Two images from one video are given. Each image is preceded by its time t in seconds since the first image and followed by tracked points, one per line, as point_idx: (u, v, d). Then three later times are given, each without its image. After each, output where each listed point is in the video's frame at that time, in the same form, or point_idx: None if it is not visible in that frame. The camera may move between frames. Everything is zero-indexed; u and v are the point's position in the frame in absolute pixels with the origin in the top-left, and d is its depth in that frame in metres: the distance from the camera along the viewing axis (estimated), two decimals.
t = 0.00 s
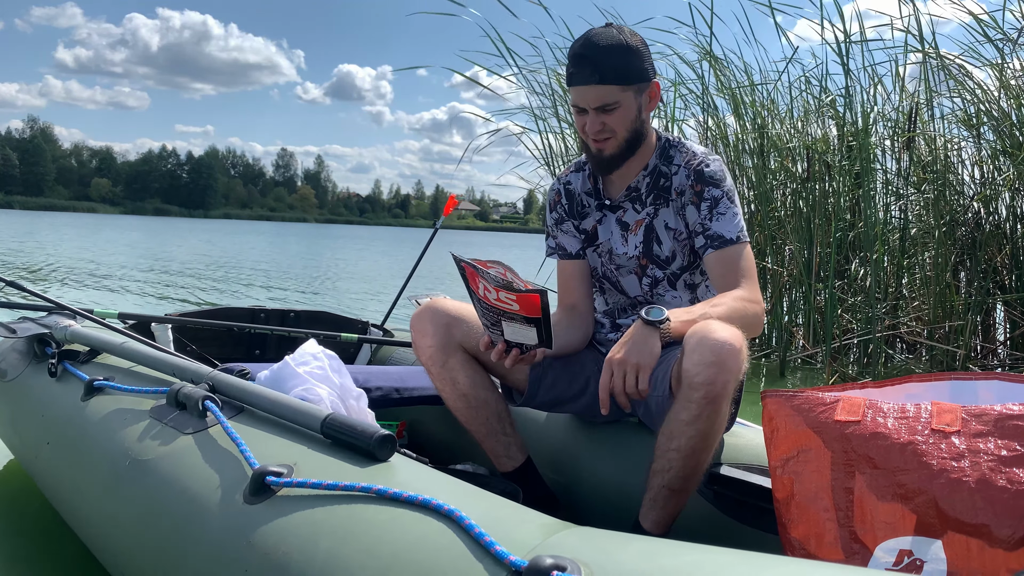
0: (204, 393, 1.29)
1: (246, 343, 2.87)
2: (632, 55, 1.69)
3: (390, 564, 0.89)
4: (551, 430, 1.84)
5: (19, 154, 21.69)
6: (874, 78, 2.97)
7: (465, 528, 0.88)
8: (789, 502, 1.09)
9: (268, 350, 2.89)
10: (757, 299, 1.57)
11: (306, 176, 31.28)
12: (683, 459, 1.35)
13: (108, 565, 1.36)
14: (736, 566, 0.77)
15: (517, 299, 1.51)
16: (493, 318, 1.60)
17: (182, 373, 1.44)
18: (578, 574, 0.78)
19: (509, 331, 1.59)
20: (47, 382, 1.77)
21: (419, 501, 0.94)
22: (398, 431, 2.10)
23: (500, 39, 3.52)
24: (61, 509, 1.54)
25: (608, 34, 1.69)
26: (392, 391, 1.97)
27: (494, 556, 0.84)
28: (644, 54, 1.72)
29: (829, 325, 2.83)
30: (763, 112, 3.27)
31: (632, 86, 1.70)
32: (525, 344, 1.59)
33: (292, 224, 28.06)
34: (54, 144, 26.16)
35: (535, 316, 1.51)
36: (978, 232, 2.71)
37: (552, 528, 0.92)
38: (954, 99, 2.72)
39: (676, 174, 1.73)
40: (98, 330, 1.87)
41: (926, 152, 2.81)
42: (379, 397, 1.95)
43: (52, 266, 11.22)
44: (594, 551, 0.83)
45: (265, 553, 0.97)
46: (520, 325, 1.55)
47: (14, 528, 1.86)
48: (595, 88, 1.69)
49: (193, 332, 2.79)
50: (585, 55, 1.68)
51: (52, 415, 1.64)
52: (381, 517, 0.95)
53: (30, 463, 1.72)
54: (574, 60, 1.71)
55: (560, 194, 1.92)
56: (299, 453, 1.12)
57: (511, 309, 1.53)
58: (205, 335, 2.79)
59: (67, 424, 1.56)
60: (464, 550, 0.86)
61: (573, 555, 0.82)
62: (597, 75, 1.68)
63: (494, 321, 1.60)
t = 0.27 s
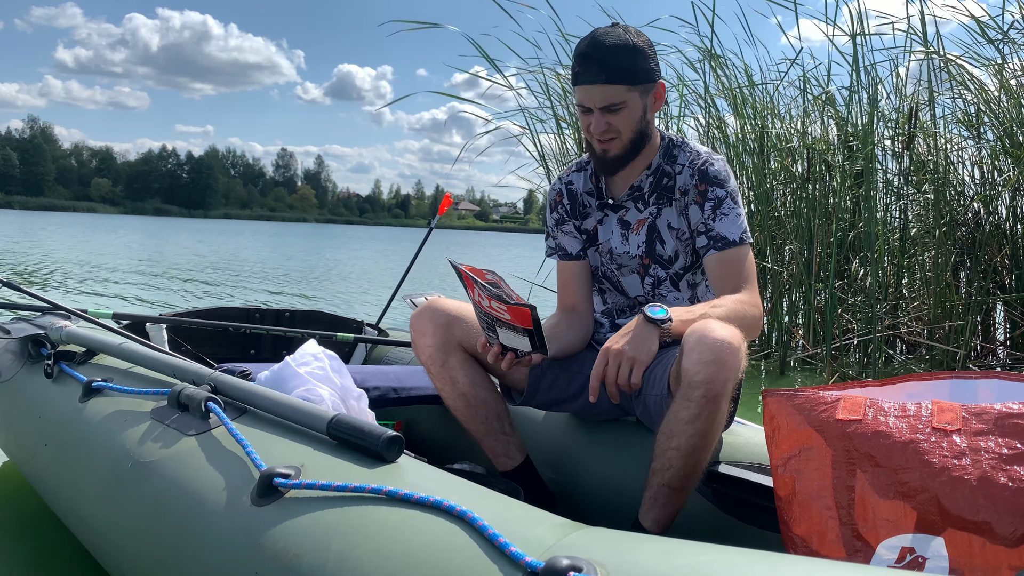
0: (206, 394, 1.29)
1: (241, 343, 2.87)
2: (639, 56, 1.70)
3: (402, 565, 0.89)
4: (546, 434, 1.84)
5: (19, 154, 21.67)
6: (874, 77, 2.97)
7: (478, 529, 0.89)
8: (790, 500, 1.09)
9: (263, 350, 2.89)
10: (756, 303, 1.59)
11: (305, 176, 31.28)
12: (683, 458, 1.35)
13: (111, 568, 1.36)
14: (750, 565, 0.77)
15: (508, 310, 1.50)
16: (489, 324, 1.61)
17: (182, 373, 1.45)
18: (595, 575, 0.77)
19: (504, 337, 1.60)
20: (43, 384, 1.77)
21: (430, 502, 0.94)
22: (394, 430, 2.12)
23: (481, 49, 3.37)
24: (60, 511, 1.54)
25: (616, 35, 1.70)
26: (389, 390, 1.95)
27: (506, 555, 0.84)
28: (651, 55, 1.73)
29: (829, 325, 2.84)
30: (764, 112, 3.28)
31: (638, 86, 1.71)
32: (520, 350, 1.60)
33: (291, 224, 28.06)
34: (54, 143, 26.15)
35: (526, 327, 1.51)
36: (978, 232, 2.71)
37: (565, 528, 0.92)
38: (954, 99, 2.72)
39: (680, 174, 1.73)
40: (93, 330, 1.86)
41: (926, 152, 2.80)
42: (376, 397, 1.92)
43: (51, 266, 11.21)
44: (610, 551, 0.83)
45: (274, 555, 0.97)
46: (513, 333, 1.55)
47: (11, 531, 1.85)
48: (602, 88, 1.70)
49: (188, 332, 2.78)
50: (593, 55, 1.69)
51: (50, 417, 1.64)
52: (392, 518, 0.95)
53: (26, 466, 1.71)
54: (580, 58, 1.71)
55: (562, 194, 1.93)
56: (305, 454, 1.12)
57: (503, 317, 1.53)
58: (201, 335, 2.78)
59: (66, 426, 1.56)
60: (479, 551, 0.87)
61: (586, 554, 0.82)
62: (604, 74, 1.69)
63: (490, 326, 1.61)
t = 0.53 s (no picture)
0: (209, 395, 1.29)
1: (237, 343, 2.87)
2: (649, 55, 1.73)
3: (415, 567, 0.88)
4: (546, 432, 1.84)
5: (20, 154, 21.67)
6: (874, 77, 2.98)
7: (492, 529, 0.89)
8: (793, 499, 1.09)
9: (259, 350, 2.89)
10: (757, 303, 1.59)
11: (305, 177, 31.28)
12: (686, 457, 1.35)
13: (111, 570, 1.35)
14: (764, 564, 0.77)
15: (514, 299, 1.51)
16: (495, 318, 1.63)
17: (184, 374, 1.45)
18: (611, 574, 0.77)
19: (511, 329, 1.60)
20: (40, 385, 1.76)
21: (441, 502, 0.94)
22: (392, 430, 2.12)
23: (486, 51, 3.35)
24: (58, 513, 1.53)
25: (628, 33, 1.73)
26: (388, 390, 1.95)
27: (521, 555, 0.84)
28: (659, 56, 1.77)
29: (829, 325, 2.85)
30: (764, 112, 3.28)
31: (647, 84, 1.74)
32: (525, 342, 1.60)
33: (291, 225, 28.07)
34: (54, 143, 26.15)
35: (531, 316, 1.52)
36: (978, 232, 2.72)
37: (578, 528, 0.92)
38: (954, 99, 2.73)
39: (682, 173, 1.74)
40: (90, 330, 1.86)
41: (925, 152, 2.81)
42: (375, 397, 1.92)
43: (51, 266, 11.20)
44: (626, 550, 0.83)
45: (284, 556, 0.97)
46: (519, 324, 1.55)
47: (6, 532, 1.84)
48: (613, 82, 1.72)
49: (186, 332, 2.78)
50: (604, 50, 1.72)
51: (47, 418, 1.63)
52: (402, 518, 0.94)
53: (22, 468, 1.70)
54: (591, 52, 1.73)
55: (563, 193, 1.93)
56: (312, 455, 1.11)
57: (510, 308, 1.54)
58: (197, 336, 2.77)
59: (64, 427, 1.55)
60: (493, 551, 0.86)
61: (599, 553, 0.82)
62: (614, 70, 1.71)
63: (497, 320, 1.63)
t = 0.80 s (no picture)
0: (213, 397, 1.30)
1: (234, 343, 2.87)
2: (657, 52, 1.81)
3: (430, 568, 0.88)
4: (548, 431, 1.85)
5: (20, 154, 21.67)
6: (874, 77, 2.98)
7: (506, 530, 0.89)
8: (798, 498, 1.09)
9: (255, 350, 2.89)
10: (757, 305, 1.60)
11: (305, 177, 31.28)
12: (689, 457, 1.36)
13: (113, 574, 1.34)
14: (779, 564, 0.77)
15: (565, 270, 1.43)
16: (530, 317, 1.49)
17: (187, 375, 1.45)
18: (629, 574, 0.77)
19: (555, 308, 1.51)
20: (38, 387, 1.75)
21: (454, 503, 0.95)
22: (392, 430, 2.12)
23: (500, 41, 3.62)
24: (56, 516, 1.52)
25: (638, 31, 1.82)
26: (388, 391, 1.95)
27: (537, 555, 0.84)
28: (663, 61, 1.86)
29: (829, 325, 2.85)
30: (763, 112, 3.29)
31: (656, 78, 1.80)
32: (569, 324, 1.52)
33: (291, 225, 28.07)
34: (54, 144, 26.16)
35: (581, 280, 1.48)
36: (978, 232, 2.72)
37: (593, 529, 0.92)
38: (954, 99, 2.73)
39: (682, 174, 1.75)
40: (88, 331, 1.85)
41: (925, 152, 2.82)
42: (375, 398, 1.92)
43: (50, 266, 11.19)
44: (644, 551, 0.83)
45: (294, 557, 0.96)
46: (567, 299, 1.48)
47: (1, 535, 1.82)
48: (629, 67, 1.77)
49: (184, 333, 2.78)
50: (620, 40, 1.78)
51: (46, 420, 1.63)
52: (414, 519, 0.95)
53: (19, 470, 1.69)
54: (605, 39, 1.78)
55: (563, 194, 1.93)
56: (320, 456, 1.11)
57: (558, 284, 1.45)
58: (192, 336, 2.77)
59: (64, 429, 1.54)
60: (507, 552, 0.87)
61: (613, 553, 0.82)
62: (632, 51, 1.77)
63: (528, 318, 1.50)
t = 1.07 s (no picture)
0: (216, 399, 1.29)
1: (230, 344, 2.81)
2: (648, 45, 1.73)
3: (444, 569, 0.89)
4: (547, 431, 1.85)
5: (20, 154, 21.66)
6: (874, 77, 2.98)
7: (520, 532, 0.89)
8: (802, 498, 1.09)
9: (251, 351, 2.84)
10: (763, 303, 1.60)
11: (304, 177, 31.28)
12: (695, 457, 1.36)
13: None
14: (792, 568, 0.77)
15: (592, 266, 1.40)
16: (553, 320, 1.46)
17: (187, 377, 1.44)
18: None
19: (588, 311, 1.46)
20: (33, 389, 1.74)
21: (466, 505, 0.94)
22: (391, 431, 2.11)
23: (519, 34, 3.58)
24: (54, 519, 1.51)
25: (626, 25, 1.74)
26: (387, 391, 1.94)
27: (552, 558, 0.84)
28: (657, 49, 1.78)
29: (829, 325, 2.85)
30: (763, 112, 3.28)
31: (647, 75, 1.74)
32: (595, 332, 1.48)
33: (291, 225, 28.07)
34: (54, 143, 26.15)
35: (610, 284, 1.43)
36: (978, 231, 2.73)
37: (605, 531, 0.92)
38: (954, 99, 2.73)
39: (683, 173, 1.75)
40: (85, 332, 1.85)
41: (926, 152, 2.82)
42: (374, 399, 1.92)
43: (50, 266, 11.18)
44: (658, 552, 0.83)
45: (303, 561, 0.96)
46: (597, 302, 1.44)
47: None
48: (614, 73, 1.71)
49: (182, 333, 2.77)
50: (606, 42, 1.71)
51: (43, 422, 1.62)
52: (424, 521, 0.95)
53: (15, 473, 1.68)
54: (590, 46, 1.72)
55: (563, 193, 1.93)
56: (326, 458, 1.11)
57: (585, 282, 1.41)
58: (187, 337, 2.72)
59: (62, 431, 1.54)
60: (522, 554, 0.87)
61: (627, 555, 0.83)
62: (617, 59, 1.71)
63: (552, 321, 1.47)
